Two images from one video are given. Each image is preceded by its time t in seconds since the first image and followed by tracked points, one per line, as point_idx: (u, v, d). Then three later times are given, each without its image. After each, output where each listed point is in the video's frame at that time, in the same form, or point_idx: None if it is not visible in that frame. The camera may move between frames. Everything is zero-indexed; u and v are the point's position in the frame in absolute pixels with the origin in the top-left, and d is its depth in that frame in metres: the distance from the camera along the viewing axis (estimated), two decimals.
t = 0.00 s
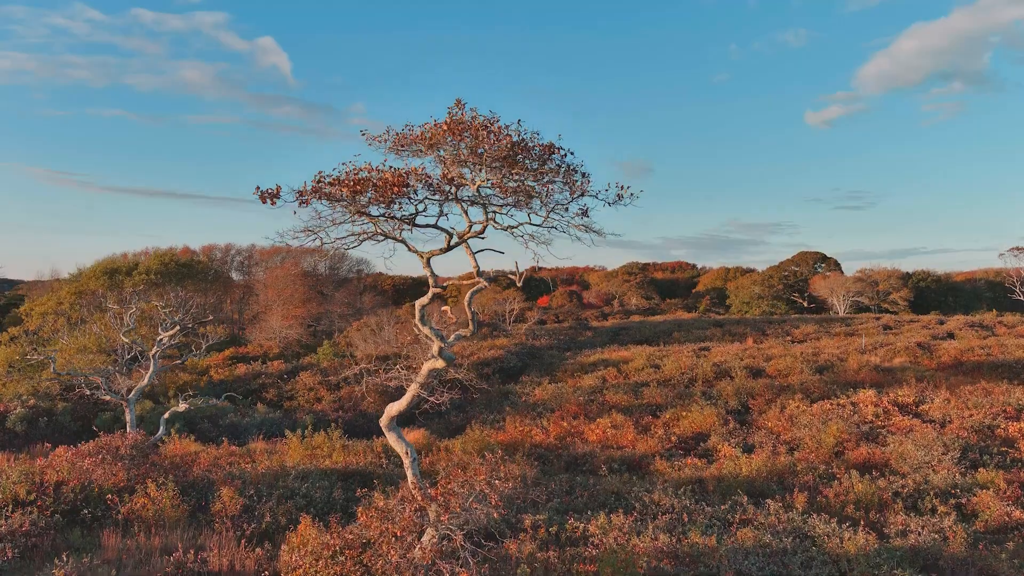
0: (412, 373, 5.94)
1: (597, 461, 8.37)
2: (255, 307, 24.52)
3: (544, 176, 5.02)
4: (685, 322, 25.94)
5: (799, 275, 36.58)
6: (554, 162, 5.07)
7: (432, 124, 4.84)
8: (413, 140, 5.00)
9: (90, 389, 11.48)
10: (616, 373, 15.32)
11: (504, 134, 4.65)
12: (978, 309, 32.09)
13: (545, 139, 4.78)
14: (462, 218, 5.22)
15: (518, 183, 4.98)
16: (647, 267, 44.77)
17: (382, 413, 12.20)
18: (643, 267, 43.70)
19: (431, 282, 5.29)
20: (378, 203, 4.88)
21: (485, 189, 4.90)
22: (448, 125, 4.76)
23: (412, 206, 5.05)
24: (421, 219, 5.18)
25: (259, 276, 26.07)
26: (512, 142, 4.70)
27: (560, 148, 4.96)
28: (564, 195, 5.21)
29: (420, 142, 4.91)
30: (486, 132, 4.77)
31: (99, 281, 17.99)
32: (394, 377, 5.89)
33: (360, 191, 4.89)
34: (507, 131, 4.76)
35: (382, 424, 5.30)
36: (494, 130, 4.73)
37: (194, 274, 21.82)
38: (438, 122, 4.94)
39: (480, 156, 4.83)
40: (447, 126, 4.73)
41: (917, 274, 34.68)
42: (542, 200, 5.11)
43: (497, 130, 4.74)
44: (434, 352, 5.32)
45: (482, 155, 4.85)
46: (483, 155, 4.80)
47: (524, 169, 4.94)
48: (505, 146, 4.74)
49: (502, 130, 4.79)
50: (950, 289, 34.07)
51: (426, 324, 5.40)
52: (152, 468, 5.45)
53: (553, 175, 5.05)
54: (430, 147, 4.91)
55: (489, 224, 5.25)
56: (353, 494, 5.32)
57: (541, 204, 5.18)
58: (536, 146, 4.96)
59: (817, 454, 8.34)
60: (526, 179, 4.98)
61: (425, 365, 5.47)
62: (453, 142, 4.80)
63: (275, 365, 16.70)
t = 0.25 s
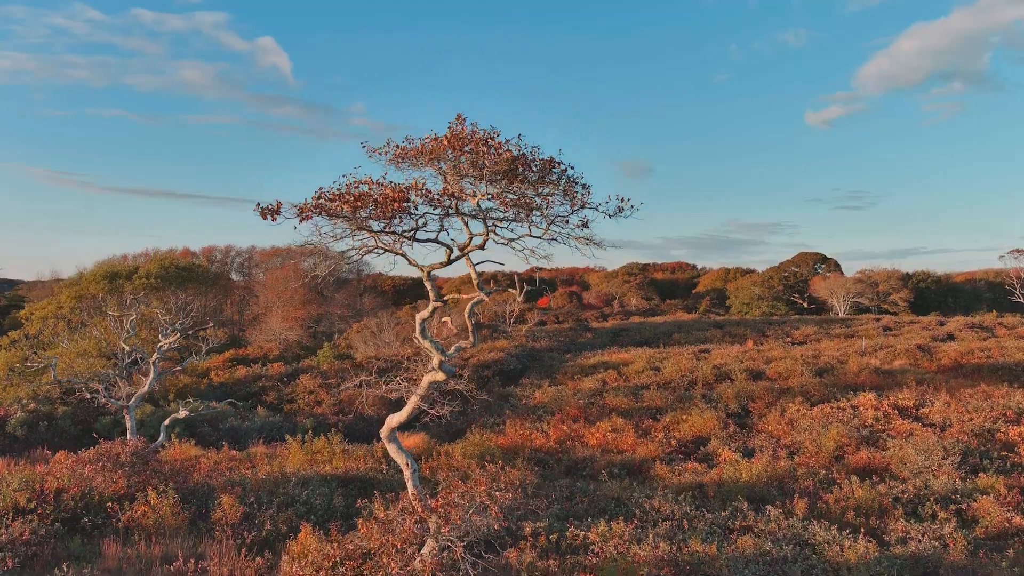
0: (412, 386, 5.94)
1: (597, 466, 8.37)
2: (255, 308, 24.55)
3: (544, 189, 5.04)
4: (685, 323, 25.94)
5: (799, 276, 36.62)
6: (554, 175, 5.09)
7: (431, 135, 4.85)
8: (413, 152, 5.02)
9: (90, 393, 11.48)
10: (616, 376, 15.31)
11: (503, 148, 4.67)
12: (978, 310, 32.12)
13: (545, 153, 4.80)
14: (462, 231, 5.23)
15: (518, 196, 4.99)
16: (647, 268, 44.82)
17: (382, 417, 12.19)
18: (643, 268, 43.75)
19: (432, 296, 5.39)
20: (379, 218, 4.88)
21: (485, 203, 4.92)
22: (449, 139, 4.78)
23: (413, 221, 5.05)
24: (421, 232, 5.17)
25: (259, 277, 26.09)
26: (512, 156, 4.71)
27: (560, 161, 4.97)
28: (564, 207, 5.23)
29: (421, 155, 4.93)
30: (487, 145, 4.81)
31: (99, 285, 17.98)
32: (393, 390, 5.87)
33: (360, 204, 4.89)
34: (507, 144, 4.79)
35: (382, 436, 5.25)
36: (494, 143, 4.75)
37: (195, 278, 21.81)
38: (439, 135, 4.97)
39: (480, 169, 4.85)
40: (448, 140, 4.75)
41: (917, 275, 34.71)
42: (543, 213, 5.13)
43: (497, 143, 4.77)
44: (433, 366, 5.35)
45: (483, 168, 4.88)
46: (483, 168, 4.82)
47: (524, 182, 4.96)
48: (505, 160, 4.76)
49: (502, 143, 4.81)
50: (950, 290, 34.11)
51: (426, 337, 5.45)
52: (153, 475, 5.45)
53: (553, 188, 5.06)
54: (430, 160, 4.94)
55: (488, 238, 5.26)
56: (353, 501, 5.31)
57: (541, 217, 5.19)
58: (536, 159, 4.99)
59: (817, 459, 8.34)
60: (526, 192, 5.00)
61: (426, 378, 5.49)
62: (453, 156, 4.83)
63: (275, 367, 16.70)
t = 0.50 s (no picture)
0: (413, 398, 5.95)
1: (597, 470, 8.38)
2: (256, 310, 24.57)
3: (544, 202, 5.08)
4: (685, 324, 25.94)
5: (799, 277, 36.62)
6: (554, 186, 5.12)
7: (432, 147, 4.87)
8: (414, 164, 5.04)
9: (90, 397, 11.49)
10: (616, 378, 15.31)
11: (503, 162, 4.69)
12: (977, 310, 32.14)
13: (546, 166, 4.82)
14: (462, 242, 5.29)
15: (518, 209, 5.04)
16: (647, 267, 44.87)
17: (383, 420, 12.18)
18: (643, 267, 43.80)
19: (432, 309, 5.51)
20: (380, 232, 4.91)
21: (485, 216, 4.97)
22: (450, 152, 4.80)
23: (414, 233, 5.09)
24: (422, 245, 5.22)
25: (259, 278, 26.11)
26: (512, 170, 4.74)
27: (560, 174, 5.00)
28: (564, 219, 5.27)
29: (422, 167, 4.96)
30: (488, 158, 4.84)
31: (99, 288, 17.96)
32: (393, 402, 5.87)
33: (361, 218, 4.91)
34: (507, 157, 4.81)
35: (382, 448, 5.23)
36: (495, 156, 4.77)
37: (195, 280, 21.80)
38: (439, 146, 4.99)
39: (481, 182, 4.88)
40: (449, 153, 4.78)
41: (917, 275, 34.71)
42: (543, 225, 5.18)
43: (497, 157, 4.79)
44: (434, 379, 5.38)
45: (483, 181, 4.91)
46: (483, 181, 4.85)
47: (524, 194, 5.00)
48: (505, 173, 4.78)
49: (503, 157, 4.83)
50: (950, 290, 34.14)
51: (426, 351, 5.52)
52: (153, 482, 5.45)
53: (553, 201, 5.10)
54: (431, 172, 4.97)
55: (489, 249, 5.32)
56: (353, 508, 5.31)
57: (541, 229, 5.24)
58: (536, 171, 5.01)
59: (817, 463, 8.33)
60: (526, 204, 5.04)
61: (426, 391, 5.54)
62: (454, 168, 4.85)
63: (275, 369, 16.69)
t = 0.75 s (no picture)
0: (414, 408, 5.96)
1: (597, 474, 8.38)
2: (256, 310, 24.60)
3: (545, 213, 5.15)
4: (686, 324, 25.94)
5: (799, 277, 36.63)
6: (555, 197, 5.16)
7: (432, 160, 4.88)
8: (414, 175, 5.05)
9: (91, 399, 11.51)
10: (617, 379, 15.31)
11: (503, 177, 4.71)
12: (977, 310, 32.18)
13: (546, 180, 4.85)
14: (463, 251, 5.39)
15: (519, 220, 5.10)
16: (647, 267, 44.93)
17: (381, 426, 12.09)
18: (642, 267, 43.86)
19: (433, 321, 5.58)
20: (382, 244, 5.02)
21: (486, 228, 5.04)
22: (450, 165, 4.80)
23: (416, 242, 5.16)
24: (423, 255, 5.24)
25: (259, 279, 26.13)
26: (513, 184, 4.77)
27: (560, 186, 5.07)
28: (564, 228, 5.34)
29: (422, 178, 4.97)
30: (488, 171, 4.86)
31: (99, 291, 17.94)
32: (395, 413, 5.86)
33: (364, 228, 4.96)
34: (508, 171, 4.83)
35: (383, 456, 5.15)
36: (496, 171, 4.79)
37: (195, 283, 21.80)
38: (440, 157, 4.99)
39: (482, 194, 4.92)
40: (449, 167, 4.78)
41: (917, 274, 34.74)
42: (543, 235, 5.26)
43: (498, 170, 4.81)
44: (435, 390, 5.39)
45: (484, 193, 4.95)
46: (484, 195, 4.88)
47: (524, 206, 5.05)
48: (506, 187, 4.81)
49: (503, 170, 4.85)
50: (950, 289, 34.17)
51: (427, 361, 5.54)
52: (154, 487, 5.46)
53: (554, 212, 5.17)
54: (431, 184, 4.99)
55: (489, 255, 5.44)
56: (354, 513, 5.31)
57: (541, 238, 5.31)
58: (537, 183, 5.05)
59: (817, 465, 8.34)
60: (527, 215, 5.11)
61: (427, 401, 5.55)
62: (454, 181, 4.86)
63: (276, 371, 16.69)
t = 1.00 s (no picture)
0: (415, 415, 5.96)
1: (597, 476, 8.40)
2: (256, 309, 24.63)
3: (545, 223, 5.21)
4: (685, 323, 25.92)
5: (798, 276, 36.63)
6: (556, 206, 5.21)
7: (432, 171, 4.92)
8: (415, 185, 5.12)
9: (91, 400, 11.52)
10: (617, 379, 15.32)
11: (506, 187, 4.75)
12: (977, 308, 32.20)
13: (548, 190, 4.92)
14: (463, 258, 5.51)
15: (519, 229, 5.19)
16: (647, 266, 44.96)
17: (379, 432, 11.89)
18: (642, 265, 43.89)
19: (435, 332, 5.66)
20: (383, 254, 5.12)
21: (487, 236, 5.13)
22: (452, 176, 4.87)
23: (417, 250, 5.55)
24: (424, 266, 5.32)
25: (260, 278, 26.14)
26: (515, 195, 4.84)
27: (560, 197, 5.13)
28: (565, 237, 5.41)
29: (424, 188, 5.03)
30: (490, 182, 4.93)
31: (99, 292, 17.92)
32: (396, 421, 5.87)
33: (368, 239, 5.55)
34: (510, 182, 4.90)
35: (385, 465, 5.18)
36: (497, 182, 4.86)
37: (195, 284, 21.78)
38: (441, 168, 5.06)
39: (483, 204, 4.99)
40: (451, 177, 4.84)
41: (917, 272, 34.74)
42: (543, 244, 5.32)
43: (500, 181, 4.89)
44: (436, 400, 5.40)
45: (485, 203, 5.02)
46: (485, 204, 4.96)
47: (525, 215, 5.13)
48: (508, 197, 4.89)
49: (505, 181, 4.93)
50: (950, 288, 34.18)
51: (427, 371, 5.55)
52: (155, 491, 5.48)
53: (554, 222, 5.23)
54: (433, 194, 5.06)
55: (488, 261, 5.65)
56: (355, 516, 5.31)
57: (541, 247, 5.38)
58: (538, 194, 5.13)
59: (817, 467, 8.34)
60: (527, 225, 5.18)
61: (427, 411, 5.56)
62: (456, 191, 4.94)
63: (276, 371, 16.69)
